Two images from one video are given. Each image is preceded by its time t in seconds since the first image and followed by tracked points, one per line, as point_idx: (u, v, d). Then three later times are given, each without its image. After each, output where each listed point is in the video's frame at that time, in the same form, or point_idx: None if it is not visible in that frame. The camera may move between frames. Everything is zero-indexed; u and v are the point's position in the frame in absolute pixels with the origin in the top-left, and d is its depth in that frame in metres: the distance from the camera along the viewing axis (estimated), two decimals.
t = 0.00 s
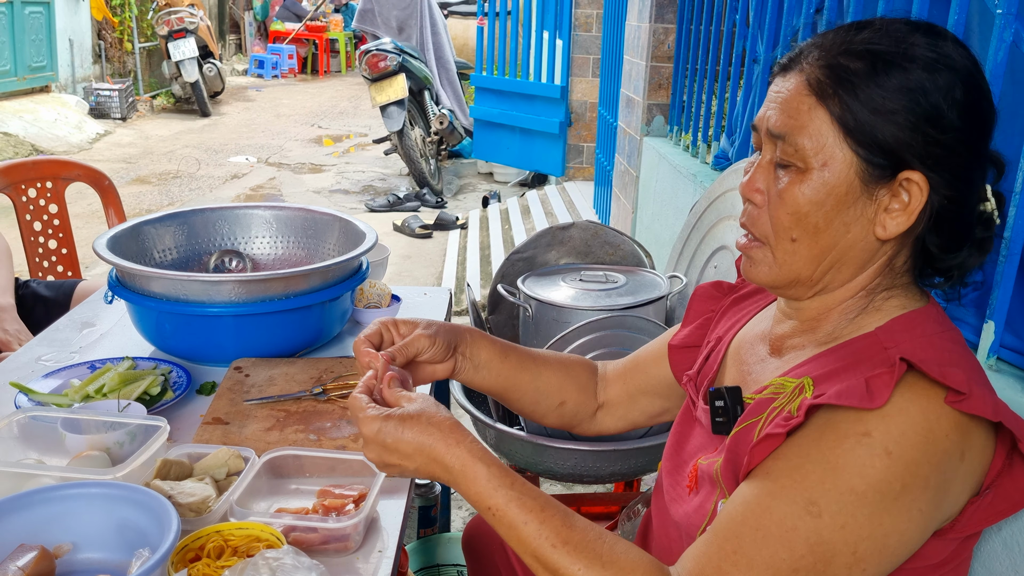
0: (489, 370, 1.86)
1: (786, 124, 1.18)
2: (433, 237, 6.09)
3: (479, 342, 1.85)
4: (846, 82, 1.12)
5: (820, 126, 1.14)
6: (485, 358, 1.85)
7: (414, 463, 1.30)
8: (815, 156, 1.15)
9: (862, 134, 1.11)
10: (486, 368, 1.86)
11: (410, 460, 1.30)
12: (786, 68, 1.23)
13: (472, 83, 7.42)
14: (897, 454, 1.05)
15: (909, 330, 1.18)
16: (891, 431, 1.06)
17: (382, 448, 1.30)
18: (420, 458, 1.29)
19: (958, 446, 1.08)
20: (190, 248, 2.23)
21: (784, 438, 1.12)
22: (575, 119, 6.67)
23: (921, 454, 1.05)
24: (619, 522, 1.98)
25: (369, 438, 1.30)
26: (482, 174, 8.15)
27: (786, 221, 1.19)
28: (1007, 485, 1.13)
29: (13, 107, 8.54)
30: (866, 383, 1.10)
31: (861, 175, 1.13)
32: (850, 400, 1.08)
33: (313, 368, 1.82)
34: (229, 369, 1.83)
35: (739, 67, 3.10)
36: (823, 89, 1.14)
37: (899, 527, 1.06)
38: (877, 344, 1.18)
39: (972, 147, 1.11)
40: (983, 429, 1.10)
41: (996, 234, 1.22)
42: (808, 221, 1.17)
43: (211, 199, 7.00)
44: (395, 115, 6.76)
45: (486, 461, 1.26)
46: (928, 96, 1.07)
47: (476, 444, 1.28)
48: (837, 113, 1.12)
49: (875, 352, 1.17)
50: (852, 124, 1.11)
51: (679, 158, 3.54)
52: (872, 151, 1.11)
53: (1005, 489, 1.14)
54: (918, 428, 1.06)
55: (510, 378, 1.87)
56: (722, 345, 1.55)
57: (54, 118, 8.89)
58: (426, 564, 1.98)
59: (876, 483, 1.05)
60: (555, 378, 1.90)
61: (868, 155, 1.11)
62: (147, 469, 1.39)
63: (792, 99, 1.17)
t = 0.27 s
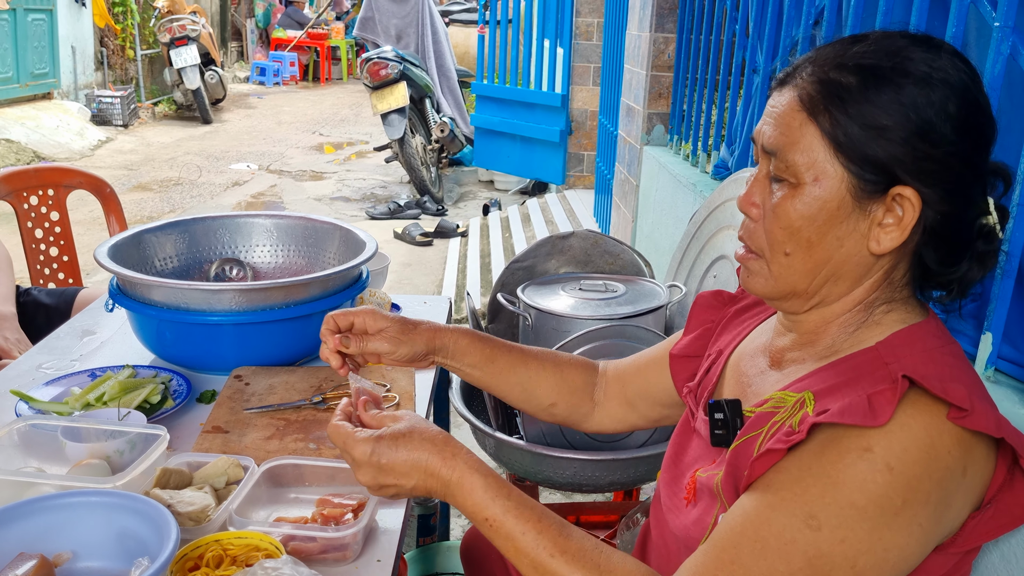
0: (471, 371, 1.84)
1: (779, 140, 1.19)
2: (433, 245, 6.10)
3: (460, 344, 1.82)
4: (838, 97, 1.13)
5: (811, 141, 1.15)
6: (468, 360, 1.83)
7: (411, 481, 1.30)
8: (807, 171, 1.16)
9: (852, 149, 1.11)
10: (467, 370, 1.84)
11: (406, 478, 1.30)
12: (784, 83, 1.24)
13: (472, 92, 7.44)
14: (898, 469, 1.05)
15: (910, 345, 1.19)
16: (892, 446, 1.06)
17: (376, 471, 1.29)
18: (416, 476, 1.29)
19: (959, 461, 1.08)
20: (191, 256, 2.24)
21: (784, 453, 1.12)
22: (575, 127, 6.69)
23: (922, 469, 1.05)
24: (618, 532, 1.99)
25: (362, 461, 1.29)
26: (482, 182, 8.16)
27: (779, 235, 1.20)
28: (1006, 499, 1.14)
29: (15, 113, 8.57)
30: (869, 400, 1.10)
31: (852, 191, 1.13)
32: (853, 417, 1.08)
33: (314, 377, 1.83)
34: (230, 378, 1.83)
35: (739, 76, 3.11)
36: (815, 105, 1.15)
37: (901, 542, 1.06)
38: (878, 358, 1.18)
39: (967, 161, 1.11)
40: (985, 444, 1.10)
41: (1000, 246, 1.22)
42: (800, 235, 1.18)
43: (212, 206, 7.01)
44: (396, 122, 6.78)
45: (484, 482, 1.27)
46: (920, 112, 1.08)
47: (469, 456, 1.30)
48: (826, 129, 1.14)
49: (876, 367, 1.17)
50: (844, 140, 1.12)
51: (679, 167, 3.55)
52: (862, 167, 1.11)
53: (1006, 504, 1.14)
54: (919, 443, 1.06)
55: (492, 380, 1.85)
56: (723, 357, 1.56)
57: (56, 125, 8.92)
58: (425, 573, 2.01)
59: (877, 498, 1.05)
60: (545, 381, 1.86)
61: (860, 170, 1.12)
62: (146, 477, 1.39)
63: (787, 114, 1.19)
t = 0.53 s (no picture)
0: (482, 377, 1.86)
1: (784, 151, 1.19)
2: (433, 252, 6.11)
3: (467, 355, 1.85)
4: (847, 110, 1.12)
5: (819, 154, 1.15)
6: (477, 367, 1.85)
7: (399, 514, 1.28)
8: (813, 185, 1.16)
9: (860, 163, 1.11)
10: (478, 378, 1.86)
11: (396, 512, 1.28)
12: (788, 90, 1.24)
13: (472, 100, 7.46)
14: (892, 482, 1.05)
15: (905, 356, 1.19)
16: (887, 459, 1.06)
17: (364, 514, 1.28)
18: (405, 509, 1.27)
19: (954, 474, 1.07)
20: (190, 264, 2.25)
21: (779, 466, 1.12)
22: (575, 135, 6.70)
23: (917, 482, 1.05)
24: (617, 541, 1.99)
25: (347, 502, 1.27)
26: (483, 190, 8.17)
27: (782, 247, 1.20)
28: (1001, 512, 1.14)
29: (16, 121, 8.59)
30: (861, 412, 1.09)
31: (859, 206, 1.13)
32: (845, 430, 1.07)
33: (311, 386, 1.83)
34: (228, 386, 1.83)
35: (738, 84, 3.11)
36: (823, 116, 1.15)
37: (896, 555, 1.05)
38: (873, 370, 1.18)
39: (972, 178, 1.11)
40: (980, 456, 1.10)
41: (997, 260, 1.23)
42: (804, 248, 1.19)
43: (212, 213, 7.02)
44: (396, 130, 6.79)
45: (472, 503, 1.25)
46: (931, 129, 1.07)
47: (454, 482, 1.28)
48: (835, 141, 1.13)
49: (872, 379, 1.17)
50: (853, 154, 1.12)
51: (679, 175, 3.56)
52: (869, 183, 1.11)
53: (1001, 516, 1.14)
54: (913, 456, 1.06)
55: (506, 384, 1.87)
56: (727, 364, 1.56)
57: (57, 132, 8.94)
58: None
59: (872, 512, 1.04)
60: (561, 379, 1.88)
61: (865, 185, 1.12)
62: (144, 486, 1.39)
63: (793, 125, 1.18)
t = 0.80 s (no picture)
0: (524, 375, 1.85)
1: (795, 161, 1.17)
2: (433, 256, 6.10)
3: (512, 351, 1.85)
4: (863, 118, 1.11)
5: (836, 165, 1.13)
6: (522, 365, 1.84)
7: (405, 527, 1.25)
8: (831, 197, 1.14)
9: (879, 171, 1.10)
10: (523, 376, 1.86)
11: (401, 523, 1.25)
12: (794, 97, 1.22)
13: (472, 103, 7.46)
14: (904, 491, 1.04)
15: (911, 362, 1.18)
16: (897, 468, 1.04)
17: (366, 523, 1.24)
18: (411, 520, 1.25)
19: (964, 482, 1.06)
20: (189, 268, 2.24)
21: (788, 474, 1.10)
22: (575, 138, 6.70)
23: (927, 491, 1.04)
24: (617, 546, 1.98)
25: (351, 513, 1.23)
26: (483, 193, 8.17)
27: (799, 260, 1.18)
28: (1011, 518, 1.13)
29: (16, 124, 8.59)
30: (871, 420, 1.08)
31: (877, 215, 1.13)
32: (856, 438, 1.06)
33: (310, 391, 1.82)
34: (226, 391, 1.82)
35: (738, 88, 3.11)
36: (838, 125, 1.13)
37: (907, 564, 1.04)
38: (880, 376, 1.17)
39: (983, 182, 1.12)
40: (988, 464, 1.09)
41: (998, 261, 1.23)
42: (823, 260, 1.17)
43: (212, 217, 7.02)
44: (396, 133, 6.79)
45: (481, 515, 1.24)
46: (948, 134, 1.07)
47: (463, 494, 1.27)
48: (853, 149, 1.12)
49: (879, 385, 1.16)
50: (872, 162, 1.10)
51: (679, 179, 3.55)
52: (889, 191, 1.10)
53: (1008, 523, 1.13)
54: (924, 463, 1.05)
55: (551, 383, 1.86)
56: (730, 369, 1.55)
57: (57, 136, 8.93)
58: None
59: (883, 522, 1.03)
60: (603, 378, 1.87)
61: (885, 194, 1.11)
62: (141, 491, 1.38)
63: (804, 134, 1.17)
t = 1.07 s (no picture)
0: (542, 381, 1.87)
1: (805, 165, 1.17)
2: (433, 259, 6.10)
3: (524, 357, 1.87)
4: (876, 124, 1.10)
5: (845, 169, 1.13)
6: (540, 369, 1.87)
7: (406, 522, 1.25)
8: (839, 202, 1.14)
9: (890, 178, 1.10)
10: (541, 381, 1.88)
11: (402, 518, 1.24)
12: (805, 99, 1.21)
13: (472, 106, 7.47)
14: (906, 498, 1.04)
15: (913, 368, 1.18)
16: (900, 475, 1.05)
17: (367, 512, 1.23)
18: (412, 516, 1.24)
19: (966, 489, 1.06)
20: (189, 271, 2.24)
21: (790, 482, 1.10)
22: (575, 142, 6.71)
23: (930, 498, 1.04)
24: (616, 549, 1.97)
25: (354, 501, 1.23)
26: (483, 197, 8.18)
27: (805, 264, 1.18)
28: (1012, 524, 1.13)
29: (16, 127, 8.59)
30: (874, 427, 1.08)
31: (885, 221, 1.13)
32: (859, 445, 1.06)
33: (311, 394, 1.82)
34: (226, 393, 1.82)
35: (738, 92, 3.11)
36: (851, 129, 1.13)
37: (909, 570, 1.04)
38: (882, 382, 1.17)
39: (992, 191, 1.12)
40: (990, 470, 1.09)
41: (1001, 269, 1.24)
42: (829, 265, 1.17)
43: (212, 220, 7.02)
44: (396, 136, 6.80)
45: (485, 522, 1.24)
46: (961, 142, 1.07)
47: (470, 498, 1.26)
48: (866, 154, 1.11)
49: (881, 391, 1.16)
50: (883, 168, 1.10)
51: (679, 182, 3.55)
52: (899, 199, 1.11)
53: (1010, 529, 1.13)
54: (926, 471, 1.05)
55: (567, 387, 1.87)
56: (730, 373, 1.56)
57: (57, 138, 8.94)
58: None
59: (885, 528, 1.03)
60: (605, 377, 1.86)
61: (895, 201, 1.11)
62: (141, 494, 1.38)
63: (816, 137, 1.16)
